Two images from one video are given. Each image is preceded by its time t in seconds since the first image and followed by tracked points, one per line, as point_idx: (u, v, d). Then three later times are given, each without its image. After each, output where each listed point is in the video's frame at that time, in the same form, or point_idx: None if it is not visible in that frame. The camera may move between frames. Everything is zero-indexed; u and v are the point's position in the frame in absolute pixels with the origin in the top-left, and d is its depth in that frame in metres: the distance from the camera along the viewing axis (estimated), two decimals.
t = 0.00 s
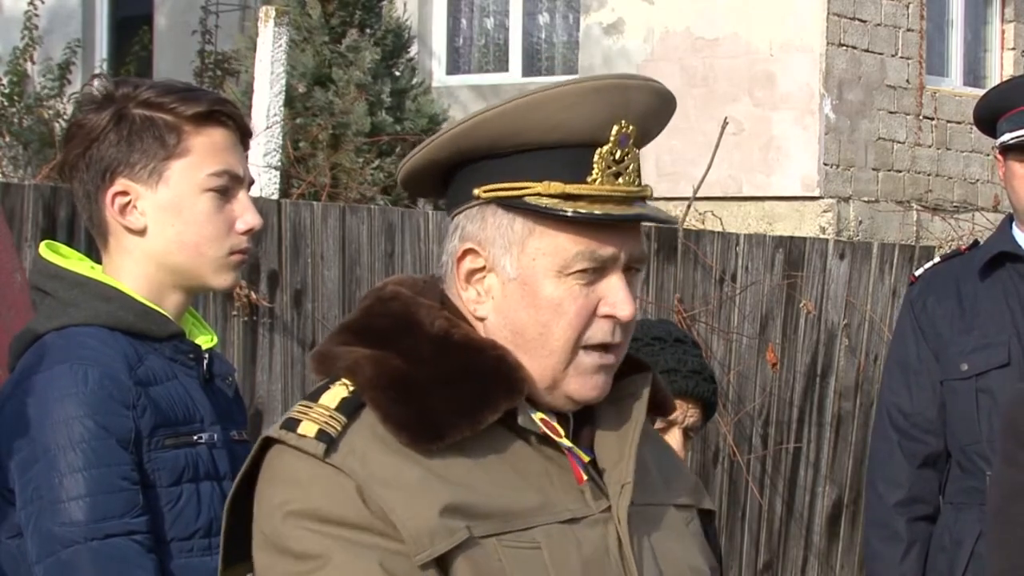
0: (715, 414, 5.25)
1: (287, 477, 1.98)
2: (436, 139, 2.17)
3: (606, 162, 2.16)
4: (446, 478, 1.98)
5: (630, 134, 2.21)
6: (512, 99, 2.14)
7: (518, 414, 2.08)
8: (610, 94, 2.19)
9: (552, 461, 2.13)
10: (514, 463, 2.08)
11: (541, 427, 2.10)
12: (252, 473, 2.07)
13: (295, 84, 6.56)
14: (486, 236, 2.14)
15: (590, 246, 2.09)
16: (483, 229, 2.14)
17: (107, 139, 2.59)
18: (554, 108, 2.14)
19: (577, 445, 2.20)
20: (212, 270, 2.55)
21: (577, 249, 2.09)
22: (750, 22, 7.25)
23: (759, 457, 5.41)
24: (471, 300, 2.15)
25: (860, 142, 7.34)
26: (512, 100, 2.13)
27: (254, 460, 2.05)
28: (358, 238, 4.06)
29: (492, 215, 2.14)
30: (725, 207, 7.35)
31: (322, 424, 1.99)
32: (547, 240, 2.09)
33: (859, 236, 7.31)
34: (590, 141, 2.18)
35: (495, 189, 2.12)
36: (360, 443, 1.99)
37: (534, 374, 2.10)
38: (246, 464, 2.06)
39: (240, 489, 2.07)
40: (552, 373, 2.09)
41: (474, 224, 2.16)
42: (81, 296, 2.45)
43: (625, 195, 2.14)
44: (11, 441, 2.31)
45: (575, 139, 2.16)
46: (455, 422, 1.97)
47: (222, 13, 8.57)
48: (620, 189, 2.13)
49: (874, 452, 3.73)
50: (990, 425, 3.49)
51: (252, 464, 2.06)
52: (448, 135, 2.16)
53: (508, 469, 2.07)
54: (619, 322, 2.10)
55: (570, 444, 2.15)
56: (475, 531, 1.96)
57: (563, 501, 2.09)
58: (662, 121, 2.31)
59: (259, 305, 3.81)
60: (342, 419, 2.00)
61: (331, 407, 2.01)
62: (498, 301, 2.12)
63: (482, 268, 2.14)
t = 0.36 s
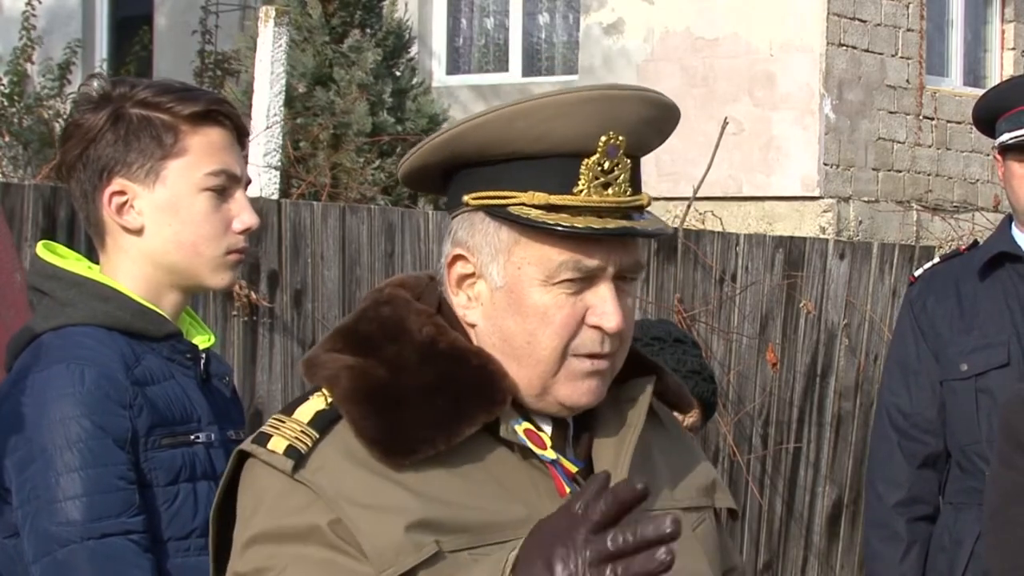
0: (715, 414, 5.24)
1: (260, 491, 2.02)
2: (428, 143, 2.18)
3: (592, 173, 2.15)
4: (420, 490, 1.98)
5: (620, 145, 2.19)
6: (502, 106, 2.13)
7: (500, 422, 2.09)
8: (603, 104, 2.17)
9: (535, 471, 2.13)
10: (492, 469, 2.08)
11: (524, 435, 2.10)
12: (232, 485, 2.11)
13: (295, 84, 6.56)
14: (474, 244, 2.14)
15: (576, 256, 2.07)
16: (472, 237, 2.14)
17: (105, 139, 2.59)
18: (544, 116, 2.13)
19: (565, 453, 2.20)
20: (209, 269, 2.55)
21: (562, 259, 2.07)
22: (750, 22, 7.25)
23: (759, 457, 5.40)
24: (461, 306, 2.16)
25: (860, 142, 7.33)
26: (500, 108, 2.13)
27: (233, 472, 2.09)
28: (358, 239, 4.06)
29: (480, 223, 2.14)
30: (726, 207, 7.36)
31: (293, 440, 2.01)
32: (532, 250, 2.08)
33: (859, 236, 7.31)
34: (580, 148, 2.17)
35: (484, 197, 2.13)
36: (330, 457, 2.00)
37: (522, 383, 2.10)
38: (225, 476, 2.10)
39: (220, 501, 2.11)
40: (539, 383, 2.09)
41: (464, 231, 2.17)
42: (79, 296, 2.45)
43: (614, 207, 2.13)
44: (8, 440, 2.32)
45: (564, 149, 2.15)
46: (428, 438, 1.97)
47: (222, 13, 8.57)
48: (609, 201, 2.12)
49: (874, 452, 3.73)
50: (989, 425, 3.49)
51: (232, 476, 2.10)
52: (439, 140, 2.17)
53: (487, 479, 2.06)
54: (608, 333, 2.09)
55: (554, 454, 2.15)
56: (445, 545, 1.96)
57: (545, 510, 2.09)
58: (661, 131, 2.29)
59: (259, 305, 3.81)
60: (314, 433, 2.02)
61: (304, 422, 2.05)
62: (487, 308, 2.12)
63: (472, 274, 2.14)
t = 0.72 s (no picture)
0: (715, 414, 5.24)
1: (261, 489, 2.01)
2: (407, 141, 2.18)
3: (574, 157, 2.14)
4: (424, 489, 1.99)
5: (600, 126, 2.17)
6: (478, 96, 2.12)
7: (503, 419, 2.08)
8: (577, 88, 2.15)
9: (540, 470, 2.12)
10: (496, 467, 2.08)
11: (528, 432, 2.09)
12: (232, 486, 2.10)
13: (297, 84, 6.56)
14: (462, 238, 2.14)
15: (566, 239, 2.08)
16: (460, 231, 2.15)
17: (101, 139, 2.59)
18: (521, 103, 2.11)
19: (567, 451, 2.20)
20: (206, 268, 2.56)
21: (552, 243, 2.08)
22: (750, 22, 7.25)
23: (759, 457, 5.40)
24: (454, 303, 2.16)
25: (860, 142, 7.33)
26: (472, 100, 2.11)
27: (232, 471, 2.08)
28: (358, 239, 4.06)
29: (466, 217, 2.14)
30: (726, 207, 7.36)
31: (297, 438, 2.01)
32: (521, 239, 2.08)
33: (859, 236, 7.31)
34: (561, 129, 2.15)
35: (466, 189, 2.13)
36: (334, 456, 2.00)
37: (521, 374, 2.10)
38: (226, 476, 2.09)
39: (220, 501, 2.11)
40: (539, 370, 2.09)
41: (450, 228, 2.17)
42: (75, 296, 2.45)
43: (597, 188, 2.11)
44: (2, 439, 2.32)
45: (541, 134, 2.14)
46: (432, 435, 1.97)
47: (222, 13, 8.58)
48: (592, 183, 2.11)
49: (874, 453, 3.73)
50: (989, 425, 3.49)
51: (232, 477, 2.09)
52: (417, 137, 2.16)
53: (491, 477, 2.06)
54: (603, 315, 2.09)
55: (559, 451, 2.13)
56: (450, 543, 1.97)
57: (550, 508, 2.08)
58: (642, 109, 2.27)
59: (259, 305, 3.81)
60: (318, 432, 2.03)
61: (308, 420, 2.05)
62: (480, 301, 2.13)
63: (462, 269, 2.14)
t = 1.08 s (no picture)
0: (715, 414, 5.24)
1: (275, 496, 2.00)
2: (398, 148, 2.19)
3: (564, 163, 2.15)
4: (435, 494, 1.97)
5: (591, 132, 2.17)
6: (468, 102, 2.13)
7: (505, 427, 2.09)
8: (568, 93, 2.16)
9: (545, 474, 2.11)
10: (503, 474, 2.06)
11: (531, 436, 2.10)
12: (240, 493, 2.09)
13: (297, 84, 6.55)
14: (455, 243, 2.15)
15: (556, 247, 2.08)
16: (452, 237, 2.15)
17: (96, 138, 2.59)
18: (511, 109, 2.13)
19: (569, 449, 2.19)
20: (201, 268, 2.56)
21: (542, 249, 2.08)
22: (750, 22, 7.25)
23: (759, 457, 5.40)
24: (447, 308, 2.16)
25: (860, 142, 7.33)
26: (461, 106, 2.13)
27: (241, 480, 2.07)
28: (358, 239, 4.06)
29: (458, 221, 2.15)
30: (725, 207, 7.36)
31: (306, 447, 2.00)
32: (511, 244, 2.09)
33: (859, 236, 7.31)
34: (552, 135, 2.16)
35: (457, 195, 2.14)
36: (343, 462, 1.99)
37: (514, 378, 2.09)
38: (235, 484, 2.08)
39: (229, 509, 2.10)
40: (531, 376, 2.08)
41: (444, 231, 2.17)
42: (71, 296, 2.46)
43: (588, 195, 2.11)
44: None
45: (531, 140, 2.15)
46: (438, 440, 1.95)
47: (222, 13, 8.59)
48: (583, 189, 2.12)
49: (874, 453, 3.73)
50: (990, 425, 3.49)
51: (241, 484, 2.08)
52: (408, 143, 2.17)
53: (500, 482, 2.04)
54: (594, 324, 2.09)
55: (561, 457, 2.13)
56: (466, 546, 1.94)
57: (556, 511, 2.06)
58: (636, 113, 2.28)
59: (259, 305, 3.81)
60: (328, 439, 2.02)
61: (316, 427, 2.03)
62: (471, 307, 2.13)
63: (455, 274, 2.14)
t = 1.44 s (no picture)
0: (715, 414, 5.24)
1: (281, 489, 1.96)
2: (405, 140, 2.15)
3: (578, 151, 2.15)
4: (443, 489, 1.95)
5: (602, 120, 2.19)
6: (479, 93, 2.11)
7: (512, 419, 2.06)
8: (577, 81, 2.16)
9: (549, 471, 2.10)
10: (510, 468, 2.06)
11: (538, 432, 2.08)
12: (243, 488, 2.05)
13: (297, 84, 6.54)
14: (463, 235, 2.12)
15: (570, 234, 2.08)
16: (460, 227, 2.13)
17: (95, 138, 2.59)
18: (523, 99, 2.12)
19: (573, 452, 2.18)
20: (201, 268, 2.56)
21: (556, 238, 2.08)
22: (750, 22, 7.25)
23: (759, 457, 5.40)
24: (454, 300, 2.14)
25: (860, 142, 7.33)
26: (473, 96, 2.11)
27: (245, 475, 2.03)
28: (358, 238, 4.06)
29: (467, 213, 2.13)
30: (725, 207, 7.36)
31: (315, 439, 1.96)
32: (525, 233, 2.08)
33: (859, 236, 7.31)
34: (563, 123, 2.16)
35: (467, 185, 2.11)
36: (352, 456, 1.97)
37: (524, 370, 2.09)
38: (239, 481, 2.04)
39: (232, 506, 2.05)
40: (544, 366, 2.08)
41: (451, 223, 2.15)
42: (70, 296, 2.46)
43: (601, 181, 2.12)
44: None
45: (542, 129, 2.15)
46: (448, 432, 1.95)
47: (222, 13, 8.59)
48: (596, 176, 2.12)
49: (874, 453, 3.72)
50: (990, 425, 3.49)
51: (245, 480, 2.04)
52: (417, 135, 2.14)
53: (506, 477, 2.04)
54: (606, 310, 2.10)
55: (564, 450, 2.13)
56: (474, 542, 1.94)
57: (560, 508, 2.06)
58: (635, 105, 2.30)
59: (259, 305, 3.81)
60: (335, 432, 1.98)
61: (323, 421, 2.00)
62: (481, 299, 2.11)
63: (462, 266, 2.12)
